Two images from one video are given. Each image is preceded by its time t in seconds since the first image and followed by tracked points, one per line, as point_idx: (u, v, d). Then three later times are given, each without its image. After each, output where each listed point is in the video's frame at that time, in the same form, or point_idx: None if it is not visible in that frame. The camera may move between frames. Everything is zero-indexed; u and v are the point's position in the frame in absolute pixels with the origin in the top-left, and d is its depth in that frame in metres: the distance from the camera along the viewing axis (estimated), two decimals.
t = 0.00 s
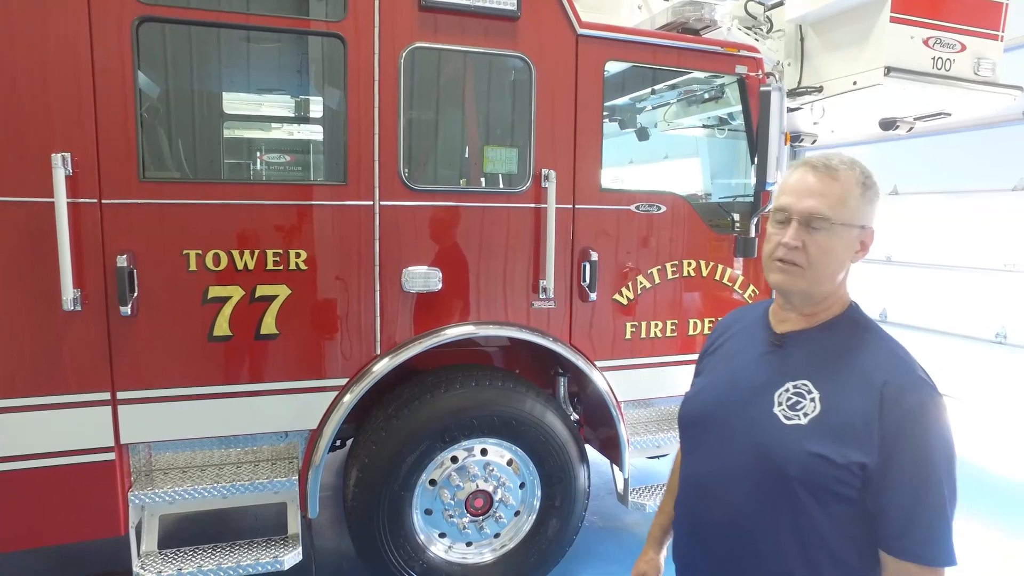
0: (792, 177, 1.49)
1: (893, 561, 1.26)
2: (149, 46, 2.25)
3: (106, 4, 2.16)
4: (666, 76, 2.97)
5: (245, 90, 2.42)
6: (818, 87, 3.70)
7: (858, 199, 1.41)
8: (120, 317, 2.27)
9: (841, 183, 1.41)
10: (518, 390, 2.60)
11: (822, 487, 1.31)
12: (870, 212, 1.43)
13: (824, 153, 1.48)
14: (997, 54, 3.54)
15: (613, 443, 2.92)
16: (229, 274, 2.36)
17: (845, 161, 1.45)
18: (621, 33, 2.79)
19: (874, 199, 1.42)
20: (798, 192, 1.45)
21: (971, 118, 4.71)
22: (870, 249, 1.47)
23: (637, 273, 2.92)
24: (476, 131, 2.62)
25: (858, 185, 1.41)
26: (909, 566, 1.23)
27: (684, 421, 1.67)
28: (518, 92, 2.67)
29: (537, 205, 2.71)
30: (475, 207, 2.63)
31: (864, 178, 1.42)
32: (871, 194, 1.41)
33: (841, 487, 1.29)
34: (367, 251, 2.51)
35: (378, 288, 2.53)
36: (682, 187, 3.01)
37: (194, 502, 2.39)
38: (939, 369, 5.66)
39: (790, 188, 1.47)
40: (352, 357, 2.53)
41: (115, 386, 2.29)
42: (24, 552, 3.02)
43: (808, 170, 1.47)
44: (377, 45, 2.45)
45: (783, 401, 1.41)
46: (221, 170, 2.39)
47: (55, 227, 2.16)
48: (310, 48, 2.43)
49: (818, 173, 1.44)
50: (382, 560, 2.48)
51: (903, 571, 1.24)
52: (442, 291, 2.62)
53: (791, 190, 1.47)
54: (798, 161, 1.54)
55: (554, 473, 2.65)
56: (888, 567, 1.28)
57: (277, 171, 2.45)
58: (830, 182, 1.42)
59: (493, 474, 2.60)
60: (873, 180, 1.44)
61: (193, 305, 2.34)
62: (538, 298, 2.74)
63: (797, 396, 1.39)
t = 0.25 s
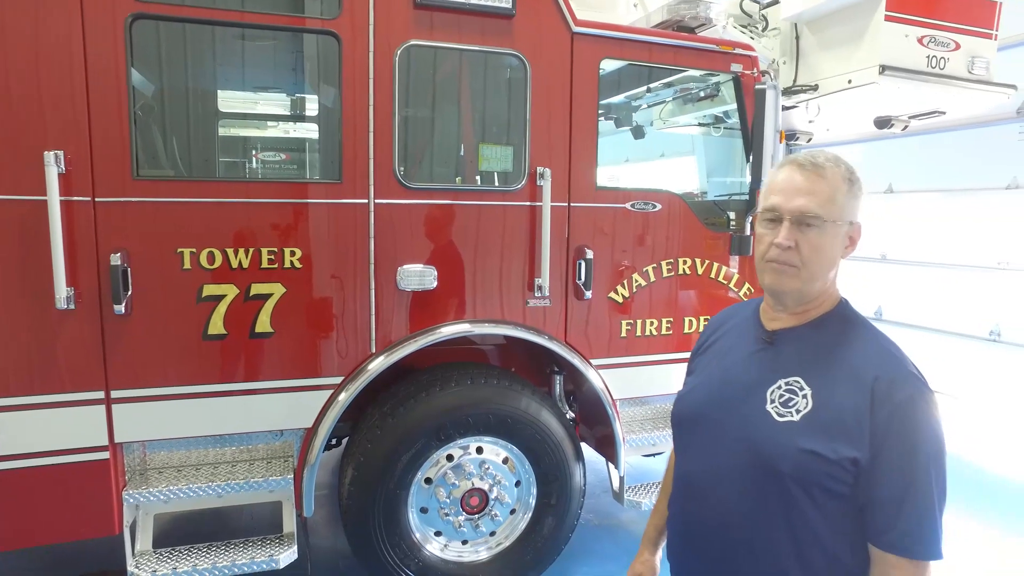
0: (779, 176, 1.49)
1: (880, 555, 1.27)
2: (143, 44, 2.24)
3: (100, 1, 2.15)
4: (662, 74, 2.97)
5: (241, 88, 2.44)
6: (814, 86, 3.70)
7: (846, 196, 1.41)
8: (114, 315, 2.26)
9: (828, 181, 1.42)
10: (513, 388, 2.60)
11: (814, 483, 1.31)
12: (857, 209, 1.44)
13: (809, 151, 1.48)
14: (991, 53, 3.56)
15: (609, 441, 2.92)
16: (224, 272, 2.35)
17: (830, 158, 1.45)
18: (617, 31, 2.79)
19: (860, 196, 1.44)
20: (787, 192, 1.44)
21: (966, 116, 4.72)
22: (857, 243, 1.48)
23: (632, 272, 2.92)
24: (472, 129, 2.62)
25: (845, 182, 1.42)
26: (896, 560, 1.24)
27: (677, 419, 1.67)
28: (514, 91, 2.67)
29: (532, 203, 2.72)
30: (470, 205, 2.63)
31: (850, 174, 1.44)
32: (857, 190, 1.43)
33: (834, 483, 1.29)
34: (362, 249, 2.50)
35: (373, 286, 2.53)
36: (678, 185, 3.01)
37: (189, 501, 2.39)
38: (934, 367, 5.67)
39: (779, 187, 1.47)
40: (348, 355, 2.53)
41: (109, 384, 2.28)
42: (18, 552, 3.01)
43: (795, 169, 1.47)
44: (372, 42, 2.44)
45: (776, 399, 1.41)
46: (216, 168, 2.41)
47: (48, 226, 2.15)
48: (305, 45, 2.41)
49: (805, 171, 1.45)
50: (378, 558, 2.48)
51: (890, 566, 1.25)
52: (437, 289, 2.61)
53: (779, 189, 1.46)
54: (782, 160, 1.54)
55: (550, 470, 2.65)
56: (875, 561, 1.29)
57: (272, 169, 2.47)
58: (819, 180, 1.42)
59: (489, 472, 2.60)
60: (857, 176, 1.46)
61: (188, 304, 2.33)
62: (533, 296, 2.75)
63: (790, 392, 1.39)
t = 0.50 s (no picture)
0: (773, 173, 1.48)
1: (878, 550, 1.27)
2: (136, 40, 2.22)
3: None
4: (659, 71, 2.96)
5: (236, 85, 2.39)
6: (810, 83, 3.70)
7: (842, 192, 1.42)
8: (109, 313, 2.25)
9: (825, 178, 1.42)
10: (510, 386, 2.60)
11: (812, 479, 1.31)
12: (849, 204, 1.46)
13: (801, 148, 1.48)
14: (986, 51, 3.57)
15: (605, 439, 2.92)
16: (219, 270, 2.34)
17: (822, 155, 1.46)
18: (614, 28, 2.78)
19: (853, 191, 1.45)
20: (786, 190, 1.44)
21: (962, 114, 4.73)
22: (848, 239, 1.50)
23: (629, 269, 2.91)
24: (468, 126, 2.61)
25: (839, 179, 1.43)
26: (894, 555, 1.24)
27: (673, 417, 1.66)
28: (510, 88, 2.66)
29: (529, 200, 2.71)
30: (467, 202, 2.63)
31: (843, 171, 1.45)
32: (851, 186, 1.44)
33: (831, 479, 1.29)
34: (358, 247, 2.50)
35: (369, 285, 2.52)
36: (675, 183, 3.01)
37: (184, 500, 2.38)
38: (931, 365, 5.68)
39: (775, 185, 1.46)
40: (344, 353, 2.52)
41: (103, 383, 2.27)
42: (12, 552, 3.00)
43: (789, 166, 1.46)
44: (367, 39, 2.43)
45: (773, 396, 1.41)
46: (212, 166, 2.37)
47: (42, 223, 2.14)
48: (301, 42, 2.40)
49: (801, 168, 1.44)
50: (374, 556, 2.47)
51: (888, 560, 1.25)
52: (433, 287, 2.61)
53: (776, 187, 1.46)
54: (774, 157, 1.54)
55: (547, 468, 2.65)
56: (873, 556, 1.29)
57: (269, 168, 2.42)
58: (815, 177, 1.42)
59: (485, 470, 2.59)
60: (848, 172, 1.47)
61: (183, 301, 2.32)
62: (530, 294, 2.74)
63: (787, 390, 1.39)
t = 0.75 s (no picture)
0: (771, 170, 1.48)
1: (882, 545, 1.27)
2: (133, 36, 2.22)
3: None
4: (657, 68, 2.96)
5: (233, 82, 2.36)
6: (808, 80, 3.70)
7: (841, 188, 1.43)
8: (105, 310, 2.24)
9: (824, 174, 1.42)
10: (508, 382, 2.60)
11: (814, 475, 1.31)
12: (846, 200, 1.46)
13: (798, 144, 1.48)
14: (983, 48, 3.58)
15: (604, 436, 2.92)
16: (216, 267, 2.34)
17: (820, 150, 1.46)
18: (612, 24, 2.78)
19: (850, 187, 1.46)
20: (786, 186, 1.43)
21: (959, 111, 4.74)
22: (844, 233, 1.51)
23: (627, 266, 2.91)
24: (466, 123, 2.61)
25: (838, 175, 1.43)
26: (899, 550, 1.24)
27: (671, 414, 1.66)
28: (508, 85, 2.66)
29: (527, 197, 2.71)
30: (465, 199, 2.62)
31: (841, 166, 1.45)
32: (848, 182, 1.44)
33: (833, 474, 1.29)
34: (356, 244, 2.49)
35: (366, 282, 2.52)
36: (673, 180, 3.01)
37: (181, 497, 2.38)
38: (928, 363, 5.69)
39: (774, 182, 1.45)
40: (342, 350, 2.52)
41: (100, 380, 2.27)
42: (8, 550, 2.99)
43: (788, 162, 1.46)
44: (365, 35, 2.43)
45: (774, 393, 1.40)
46: (210, 163, 2.36)
47: (38, 219, 2.13)
48: (298, 38, 2.40)
49: (800, 165, 1.44)
50: (373, 553, 2.47)
51: (893, 556, 1.25)
52: (431, 284, 2.60)
53: (775, 184, 1.45)
54: (771, 153, 1.54)
55: (545, 464, 2.65)
56: (876, 550, 1.29)
57: (266, 165, 2.41)
58: (815, 173, 1.42)
59: (483, 467, 2.59)
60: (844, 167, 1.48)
61: (180, 298, 2.32)
62: (528, 291, 2.74)
63: (788, 386, 1.39)
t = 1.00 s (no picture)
0: (774, 167, 1.48)
1: (882, 544, 1.27)
2: (131, 33, 2.21)
3: None
4: (656, 66, 2.96)
5: (231, 80, 2.35)
6: (807, 79, 3.71)
7: (843, 187, 1.42)
8: (104, 308, 2.24)
9: (826, 173, 1.41)
10: (507, 381, 2.61)
11: (815, 474, 1.31)
12: (851, 200, 1.45)
13: (803, 141, 1.48)
14: (983, 46, 3.58)
15: (602, 435, 2.92)
16: (215, 265, 2.33)
17: (825, 149, 1.45)
18: (612, 22, 2.78)
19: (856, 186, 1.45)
20: (785, 183, 1.43)
21: (958, 108, 4.74)
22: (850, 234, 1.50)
23: (626, 265, 2.91)
24: (465, 121, 2.60)
25: (841, 174, 1.42)
26: (900, 548, 1.24)
27: (672, 412, 1.65)
28: (507, 83, 2.65)
29: (526, 195, 2.70)
30: (464, 197, 2.62)
31: (846, 166, 1.44)
32: (852, 182, 1.43)
33: (834, 473, 1.29)
34: (355, 242, 2.49)
35: (366, 281, 2.52)
36: (672, 178, 3.01)
37: (180, 495, 2.38)
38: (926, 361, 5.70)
39: (775, 179, 1.46)
40: (341, 349, 2.52)
41: (99, 378, 2.26)
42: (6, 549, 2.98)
43: (790, 160, 1.46)
44: (363, 33, 2.42)
45: (776, 392, 1.40)
46: (209, 161, 2.34)
47: (35, 218, 2.12)
48: (297, 36, 2.39)
49: (802, 162, 1.44)
50: (372, 551, 2.47)
51: (894, 554, 1.26)
52: (430, 282, 2.60)
53: (775, 181, 1.46)
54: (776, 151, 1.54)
55: (545, 463, 2.65)
56: (876, 549, 1.30)
57: (265, 163, 2.41)
58: (816, 171, 1.42)
59: (483, 465, 2.59)
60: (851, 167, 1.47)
61: (179, 296, 2.31)
62: (527, 289, 2.74)
63: (790, 385, 1.38)
